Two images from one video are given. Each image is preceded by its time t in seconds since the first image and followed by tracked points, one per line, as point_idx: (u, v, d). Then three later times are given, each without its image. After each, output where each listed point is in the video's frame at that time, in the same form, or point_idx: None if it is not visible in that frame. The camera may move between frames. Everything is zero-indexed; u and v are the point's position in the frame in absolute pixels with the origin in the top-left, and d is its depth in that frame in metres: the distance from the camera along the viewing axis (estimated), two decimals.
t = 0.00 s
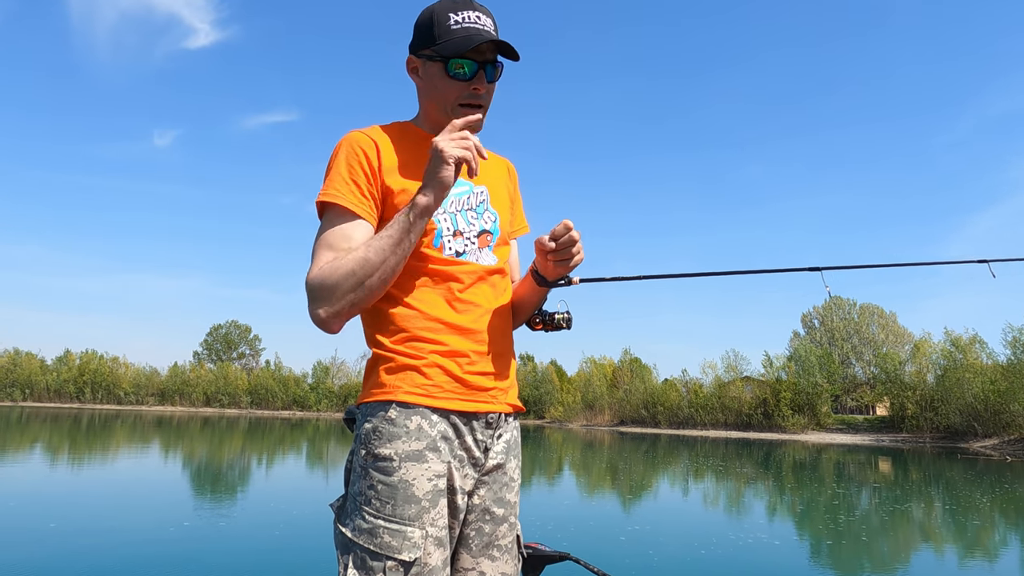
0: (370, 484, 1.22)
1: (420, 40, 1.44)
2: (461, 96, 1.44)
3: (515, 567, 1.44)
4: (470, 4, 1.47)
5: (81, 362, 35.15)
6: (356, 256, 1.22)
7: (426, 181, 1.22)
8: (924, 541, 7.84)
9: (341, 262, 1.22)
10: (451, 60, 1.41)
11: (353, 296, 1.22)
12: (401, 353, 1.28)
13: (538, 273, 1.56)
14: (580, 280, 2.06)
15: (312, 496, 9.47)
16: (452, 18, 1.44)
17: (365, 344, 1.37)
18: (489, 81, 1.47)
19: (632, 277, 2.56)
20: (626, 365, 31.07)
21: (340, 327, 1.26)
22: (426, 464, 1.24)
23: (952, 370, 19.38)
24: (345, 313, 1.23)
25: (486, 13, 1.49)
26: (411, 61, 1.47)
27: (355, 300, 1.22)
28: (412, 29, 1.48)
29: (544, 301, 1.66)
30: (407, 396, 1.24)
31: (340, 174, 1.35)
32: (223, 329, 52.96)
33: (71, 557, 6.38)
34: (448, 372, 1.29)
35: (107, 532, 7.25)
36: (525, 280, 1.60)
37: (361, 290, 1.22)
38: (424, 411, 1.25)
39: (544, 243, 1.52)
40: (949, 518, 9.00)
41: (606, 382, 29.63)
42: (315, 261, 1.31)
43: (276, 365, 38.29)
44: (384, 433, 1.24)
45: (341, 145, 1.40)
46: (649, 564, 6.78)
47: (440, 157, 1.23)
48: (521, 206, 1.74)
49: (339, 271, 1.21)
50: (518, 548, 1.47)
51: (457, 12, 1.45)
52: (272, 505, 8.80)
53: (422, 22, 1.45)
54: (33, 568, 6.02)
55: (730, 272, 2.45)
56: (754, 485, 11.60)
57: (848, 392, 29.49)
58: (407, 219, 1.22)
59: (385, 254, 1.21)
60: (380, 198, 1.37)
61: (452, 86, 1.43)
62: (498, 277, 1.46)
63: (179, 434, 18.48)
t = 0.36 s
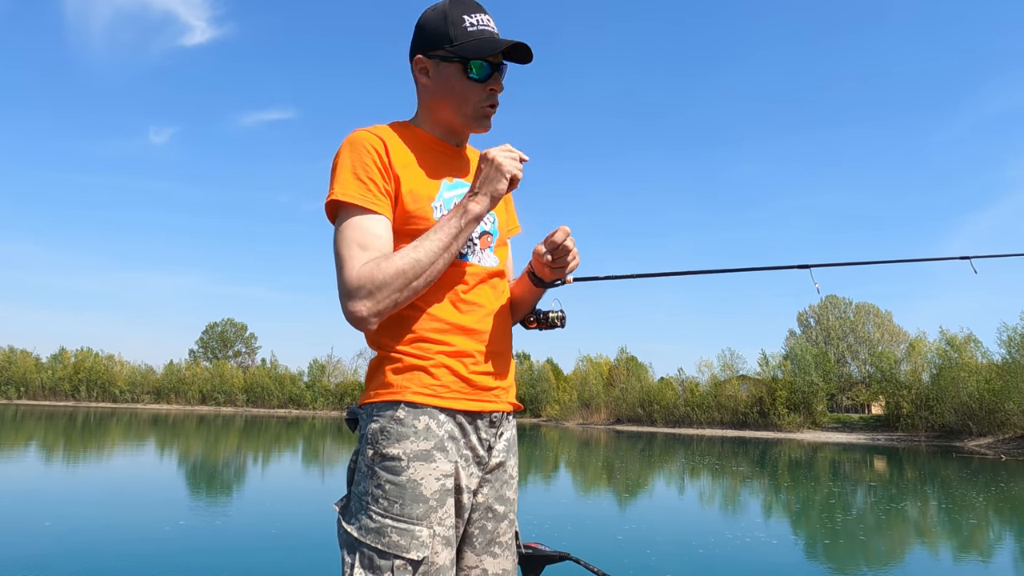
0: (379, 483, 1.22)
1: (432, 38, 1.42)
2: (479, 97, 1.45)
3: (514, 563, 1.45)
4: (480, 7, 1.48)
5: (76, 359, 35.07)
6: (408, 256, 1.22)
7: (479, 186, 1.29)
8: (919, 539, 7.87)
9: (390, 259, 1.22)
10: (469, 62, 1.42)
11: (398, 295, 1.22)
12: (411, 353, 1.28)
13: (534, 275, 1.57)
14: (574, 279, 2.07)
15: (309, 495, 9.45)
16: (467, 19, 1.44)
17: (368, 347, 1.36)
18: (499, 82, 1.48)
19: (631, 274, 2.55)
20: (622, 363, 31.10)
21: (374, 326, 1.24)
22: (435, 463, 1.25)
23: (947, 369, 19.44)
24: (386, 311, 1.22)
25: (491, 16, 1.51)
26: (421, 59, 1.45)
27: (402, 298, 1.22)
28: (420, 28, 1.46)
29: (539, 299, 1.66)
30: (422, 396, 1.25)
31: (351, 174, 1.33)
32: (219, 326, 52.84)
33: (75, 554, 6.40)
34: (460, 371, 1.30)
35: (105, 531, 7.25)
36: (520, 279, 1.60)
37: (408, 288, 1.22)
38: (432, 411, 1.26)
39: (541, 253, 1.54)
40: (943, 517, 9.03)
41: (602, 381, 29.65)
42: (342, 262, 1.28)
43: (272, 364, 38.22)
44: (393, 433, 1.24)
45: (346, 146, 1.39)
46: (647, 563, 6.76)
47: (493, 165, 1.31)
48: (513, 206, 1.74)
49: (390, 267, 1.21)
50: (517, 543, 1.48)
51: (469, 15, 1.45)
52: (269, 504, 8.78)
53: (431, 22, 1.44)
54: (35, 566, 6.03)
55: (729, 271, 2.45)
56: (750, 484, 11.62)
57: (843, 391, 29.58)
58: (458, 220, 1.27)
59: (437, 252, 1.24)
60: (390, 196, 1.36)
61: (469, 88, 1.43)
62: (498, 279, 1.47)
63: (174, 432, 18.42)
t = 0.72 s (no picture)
0: (388, 479, 1.23)
1: (428, 45, 1.47)
2: (460, 94, 1.45)
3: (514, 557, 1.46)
4: (478, 12, 1.50)
5: (72, 358, 35.01)
6: (423, 273, 1.23)
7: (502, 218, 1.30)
8: (916, 537, 7.91)
9: (401, 271, 1.23)
10: (453, 59, 1.43)
11: (407, 308, 1.23)
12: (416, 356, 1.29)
13: (536, 275, 1.57)
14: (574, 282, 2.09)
15: (308, 493, 9.44)
16: (459, 21, 1.46)
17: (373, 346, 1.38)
18: (492, 82, 1.48)
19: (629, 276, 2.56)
20: (619, 361, 31.13)
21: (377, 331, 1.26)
22: (443, 460, 1.25)
23: (943, 367, 19.51)
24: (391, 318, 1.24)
25: (493, 21, 1.51)
26: (421, 66, 1.50)
27: (406, 309, 1.23)
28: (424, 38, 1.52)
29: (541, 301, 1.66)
30: (432, 395, 1.26)
31: (364, 175, 1.34)
32: (215, 325, 52.74)
33: (79, 554, 6.41)
34: (467, 372, 1.31)
35: (106, 529, 7.26)
36: (522, 280, 1.61)
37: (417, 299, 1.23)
38: (441, 409, 1.27)
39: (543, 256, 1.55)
40: (939, 514, 9.07)
41: (599, 379, 29.69)
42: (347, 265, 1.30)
43: (269, 363, 38.18)
44: (401, 431, 1.25)
45: (358, 149, 1.41)
46: (645, 562, 6.76)
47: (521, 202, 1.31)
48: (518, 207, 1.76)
49: (401, 279, 1.22)
50: (517, 536, 1.49)
51: (463, 17, 1.47)
52: (267, 502, 8.78)
53: (433, 28, 1.49)
54: (42, 565, 6.04)
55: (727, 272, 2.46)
56: (747, 482, 11.63)
57: (840, 389, 29.66)
58: (474, 245, 1.28)
59: (450, 273, 1.25)
60: (403, 199, 1.37)
61: (453, 84, 1.45)
62: (501, 281, 1.49)
63: (171, 431, 18.40)
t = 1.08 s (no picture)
0: (386, 476, 1.21)
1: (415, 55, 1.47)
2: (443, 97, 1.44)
3: (511, 553, 1.44)
4: (460, 18, 1.47)
5: (68, 360, 34.93)
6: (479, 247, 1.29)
7: (558, 251, 1.42)
8: (913, 531, 7.93)
9: (461, 243, 1.27)
10: (435, 66, 1.42)
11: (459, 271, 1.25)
12: (415, 349, 1.27)
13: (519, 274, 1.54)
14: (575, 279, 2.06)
15: (305, 493, 9.41)
16: (441, 29, 1.44)
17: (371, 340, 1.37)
18: (476, 85, 1.45)
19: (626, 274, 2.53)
20: (616, 359, 31.14)
21: (418, 289, 1.22)
22: (440, 455, 1.23)
23: (939, 362, 19.55)
24: (439, 283, 1.23)
25: (476, 25, 1.47)
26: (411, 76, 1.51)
27: (454, 278, 1.24)
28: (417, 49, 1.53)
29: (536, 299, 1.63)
30: (431, 388, 1.25)
31: (374, 165, 1.33)
32: (212, 326, 52.66)
33: (75, 556, 6.38)
34: (463, 368, 1.30)
35: (103, 531, 7.24)
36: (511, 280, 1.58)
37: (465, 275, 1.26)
38: (437, 406, 1.25)
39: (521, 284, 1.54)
40: (935, 509, 9.08)
41: (597, 377, 29.69)
42: (385, 222, 1.25)
43: (266, 363, 38.12)
44: (397, 426, 1.23)
45: (359, 148, 1.40)
46: (643, 559, 6.74)
47: (575, 258, 1.46)
48: (515, 206, 1.75)
49: (461, 249, 1.26)
50: (514, 532, 1.47)
51: (444, 25, 1.44)
52: (264, 503, 8.75)
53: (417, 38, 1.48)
54: (39, 567, 6.03)
55: (726, 264, 2.44)
56: (743, 478, 11.64)
57: (837, 385, 29.72)
58: (527, 251, 1.35)
59: (502, 263, 1.31)
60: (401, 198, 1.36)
61: (437, 88, 1.43)
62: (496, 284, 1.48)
63: (168, 432, 18.33)
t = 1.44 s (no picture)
0: (393, 474, 1.21)
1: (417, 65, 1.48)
2: (445, 107, 1.44)
3: (508, 550, 1.45)
4: (461, 29, 1.47)
5: (64, 358, 34.85)
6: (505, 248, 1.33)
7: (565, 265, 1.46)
8: (909, 531, 7.95)
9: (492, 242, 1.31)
10: (436, 75, 1.42)
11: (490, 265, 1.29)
12: (424, 348, 1.28)
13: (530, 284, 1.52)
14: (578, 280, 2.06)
15: (301, 493, 9.39)
16: (442, 40, 1.44)
17: (374, 341, 1.37)
18: (476, 94, 1.45)
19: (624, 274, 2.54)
20: (613, 358, 31.15)
21: (452, 278, 1.24)
22: (446, 452, 1.24)
23: (936, 362, 19.61)
24: (472, 276, 1.27)
25: (477, 35, 1.48)
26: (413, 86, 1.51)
27: (486, 274, 1.29)
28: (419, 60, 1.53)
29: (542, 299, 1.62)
30: (441, 386, 1.26)
31: (391, 163, 1.33)
32: (209, 324, 52.57)
33: (70, 555, 6.35)
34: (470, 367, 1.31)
35: (98, 530, 7.20)
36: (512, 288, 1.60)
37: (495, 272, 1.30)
38: (443, 404, 1.26)
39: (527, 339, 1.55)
40: (931, 509, 9.10)
41: (593, 376, 29.68)
42: (419, 210, 1.25)
43: (263, 362, 38.05)
44: (405, 424, 1.23)
45: (370, 148, 1.39)
46: (643, 559, 6.74)
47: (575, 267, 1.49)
48: (513, 208, 1.75)
49: (492, 248, 1.30)
50: (511, 529, 1.47)
51: (446, 36, 1.44)
52: (260, 502, 8.71)
53: (419, 48, 1.48)
54: (34, 566, 6.01)
55: (726, 261, 2.45)
56: (740, 478, 11.66)
57: (834, 384, 29.78)
58: (541, 260, 1.40)
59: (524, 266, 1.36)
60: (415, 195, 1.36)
61: (439, 98, 1.44)
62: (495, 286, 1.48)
63: (164, 431, 18.28)
